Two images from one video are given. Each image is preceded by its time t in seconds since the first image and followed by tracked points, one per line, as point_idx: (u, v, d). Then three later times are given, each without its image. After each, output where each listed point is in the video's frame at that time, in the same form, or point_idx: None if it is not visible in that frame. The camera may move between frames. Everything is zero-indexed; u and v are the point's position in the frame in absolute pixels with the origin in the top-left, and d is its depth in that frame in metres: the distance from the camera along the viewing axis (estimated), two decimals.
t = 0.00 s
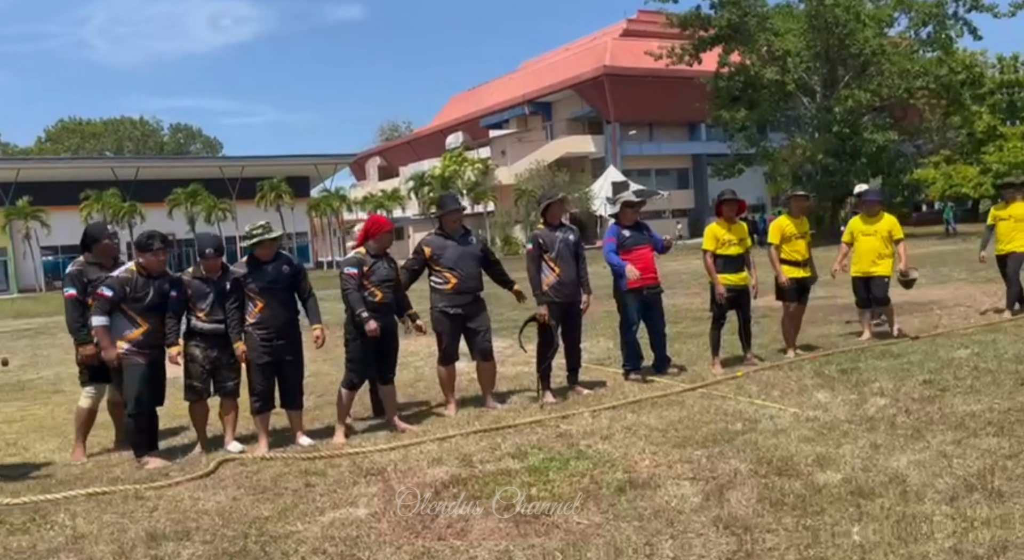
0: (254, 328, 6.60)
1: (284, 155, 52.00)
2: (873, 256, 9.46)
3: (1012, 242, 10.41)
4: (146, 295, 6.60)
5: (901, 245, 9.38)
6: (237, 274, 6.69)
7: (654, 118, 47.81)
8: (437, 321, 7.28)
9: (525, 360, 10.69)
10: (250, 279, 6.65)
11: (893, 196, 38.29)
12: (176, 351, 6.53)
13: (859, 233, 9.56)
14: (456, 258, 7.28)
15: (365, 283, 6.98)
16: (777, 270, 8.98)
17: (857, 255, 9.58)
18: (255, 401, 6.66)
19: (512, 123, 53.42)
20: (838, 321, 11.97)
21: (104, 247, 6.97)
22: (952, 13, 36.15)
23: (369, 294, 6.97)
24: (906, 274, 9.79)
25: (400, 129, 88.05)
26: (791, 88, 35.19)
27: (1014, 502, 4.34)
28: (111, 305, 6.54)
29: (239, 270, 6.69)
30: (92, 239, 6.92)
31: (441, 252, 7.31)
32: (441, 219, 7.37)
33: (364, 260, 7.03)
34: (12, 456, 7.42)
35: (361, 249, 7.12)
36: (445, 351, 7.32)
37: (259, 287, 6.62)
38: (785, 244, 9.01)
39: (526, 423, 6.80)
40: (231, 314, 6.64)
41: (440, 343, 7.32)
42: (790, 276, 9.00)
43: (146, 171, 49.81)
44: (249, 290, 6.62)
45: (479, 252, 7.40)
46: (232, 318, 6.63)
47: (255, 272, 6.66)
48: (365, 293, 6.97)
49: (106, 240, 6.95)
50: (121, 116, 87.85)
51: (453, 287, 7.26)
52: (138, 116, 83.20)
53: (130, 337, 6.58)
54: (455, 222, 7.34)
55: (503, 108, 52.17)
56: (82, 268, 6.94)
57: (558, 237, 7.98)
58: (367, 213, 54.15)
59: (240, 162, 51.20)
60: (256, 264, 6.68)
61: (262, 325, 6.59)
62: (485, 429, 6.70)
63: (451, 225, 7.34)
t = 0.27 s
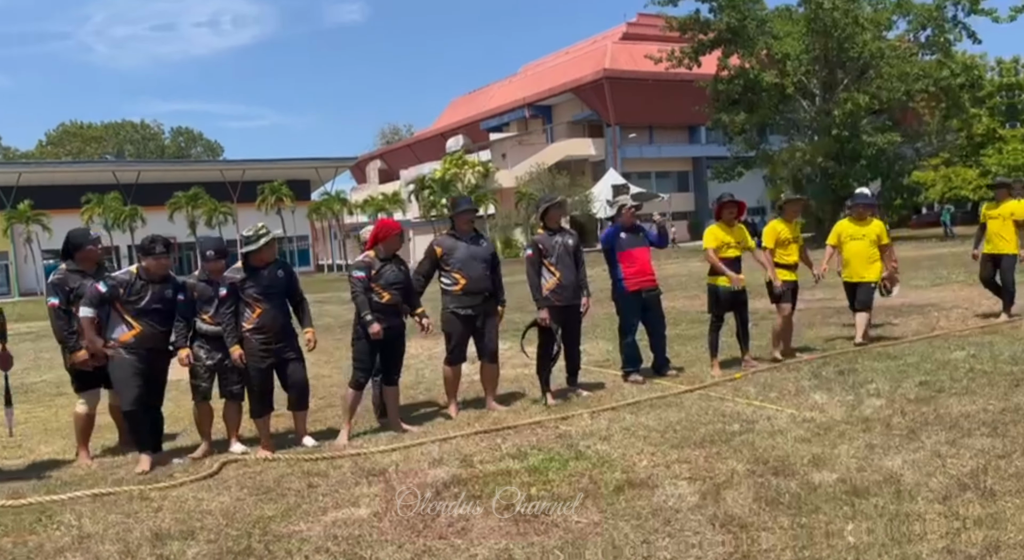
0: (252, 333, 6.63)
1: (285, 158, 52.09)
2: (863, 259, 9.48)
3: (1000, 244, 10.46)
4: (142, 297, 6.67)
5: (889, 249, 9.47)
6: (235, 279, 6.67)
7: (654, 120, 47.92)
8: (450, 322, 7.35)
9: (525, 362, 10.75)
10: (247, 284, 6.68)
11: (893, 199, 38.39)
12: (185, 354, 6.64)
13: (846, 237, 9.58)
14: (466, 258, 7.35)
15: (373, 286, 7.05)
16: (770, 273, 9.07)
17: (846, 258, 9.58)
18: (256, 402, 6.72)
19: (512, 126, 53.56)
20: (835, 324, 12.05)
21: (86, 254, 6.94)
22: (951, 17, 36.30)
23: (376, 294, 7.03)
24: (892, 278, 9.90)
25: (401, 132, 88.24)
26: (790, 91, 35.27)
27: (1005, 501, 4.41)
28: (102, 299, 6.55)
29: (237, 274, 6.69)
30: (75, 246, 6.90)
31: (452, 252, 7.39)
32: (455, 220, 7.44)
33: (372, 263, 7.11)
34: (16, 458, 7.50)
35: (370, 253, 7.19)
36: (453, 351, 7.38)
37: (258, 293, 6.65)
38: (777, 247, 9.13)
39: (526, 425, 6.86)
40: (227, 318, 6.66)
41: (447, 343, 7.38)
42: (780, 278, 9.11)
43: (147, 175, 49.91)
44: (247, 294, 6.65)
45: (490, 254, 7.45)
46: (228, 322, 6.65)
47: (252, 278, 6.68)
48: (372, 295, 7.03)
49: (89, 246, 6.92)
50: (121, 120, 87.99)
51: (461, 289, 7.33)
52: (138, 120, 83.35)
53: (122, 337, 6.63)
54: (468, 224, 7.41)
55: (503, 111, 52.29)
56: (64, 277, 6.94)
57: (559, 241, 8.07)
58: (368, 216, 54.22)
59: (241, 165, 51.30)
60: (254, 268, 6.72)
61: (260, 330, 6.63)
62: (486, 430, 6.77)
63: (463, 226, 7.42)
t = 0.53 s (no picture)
0: (260, 334, 6.68)
1: (285, 161, 52.22)
2: (855, 262, 9.58)
3: (989, 246, 10.58)
4: (144, 300, 6.79)
5: (879, 251, 9.58)
6: (241, 282, 6.74)
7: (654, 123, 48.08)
8: (464, 319, 7.44)
9: (528, 363, 10.85)
10: (255, 285, 6.76)
11: (892, 201, 38.52)
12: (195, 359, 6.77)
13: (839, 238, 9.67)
14: (480, 258, 7.45)
15: (380, 286, 7.17)
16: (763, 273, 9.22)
17: (838, 259, 9.68)
18: (263, 402, 6.75)
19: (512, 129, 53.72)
20: (835, 324, 12.15)
21: (78, 259, 6.99)
22: (949, 20, 36.47)
23: (386, 294, 7.14)
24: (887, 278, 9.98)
25: (401, 135, 88.44)
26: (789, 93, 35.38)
27: (1005, 495, 4.50)
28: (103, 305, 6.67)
29: (244, 276, 6.77)
30: (67, 251, 6.95)
31: (467, 253, 7.49)
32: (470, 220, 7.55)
33: (381, 264, 7.23)
34: (26, 458, 7.58)
35: (381, 253, 7.31)
36: (464, 348, 7.47)
37: (267, 294, 6.74)
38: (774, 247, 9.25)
39: (531, 424, 6.94)
40: (234, 320, 6.67)
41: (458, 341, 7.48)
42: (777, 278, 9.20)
43: (147, 178, 50.02)
44: (255, 296, 6.72)
45: (503, 255, 7.56)
46: (235, 324, 6.67)
47: (259, 279, 6.76)
48: (381, 295, 7.14)
49: (79, 252, 6.96)
50: (121, 123, 88.13)
51: (473, 288, 7.43)
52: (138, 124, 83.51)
53: (128, 340, 6.74)
54: (485, 223, 7.53)
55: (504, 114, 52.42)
56: (56, 280, 7.02)
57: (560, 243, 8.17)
58: (368, 219, 54.34)
59: (241, 168, 51.43)
60: (259, 270, 6.80)
61: (268, 331, 6.68)
62: (491, 429, 6.85)
63: (479, 226, 7.54)
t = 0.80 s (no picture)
0: (267, 336, 6.86)
1: (283, 164, 52.35)
2: (841, 265, 9.68)
3: (969, 254, 10.62)
4: (133, 308, 6.82)
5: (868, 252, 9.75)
6: (245, 285, 6.90)
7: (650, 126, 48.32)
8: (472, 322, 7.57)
9: (526, 365, 11.04)
10: (262, 287, 6.92)
11: (887, 203, 38.75)
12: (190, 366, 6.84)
13: (829, 242, 9.76)
14: (484, 260, 7.65)
15: (377, 287, 7.33)
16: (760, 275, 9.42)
17: (824, 261, 9.70)
18: (270, 402, 6.95)
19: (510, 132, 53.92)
20: (828, 326, 12.35)
21: (79, 268, 7.20)
22: (944, 24, 36.75)
23: (385, 297, 7.29)
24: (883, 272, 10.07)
25: (398, 138, 88.59)
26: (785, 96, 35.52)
27: (986, 490, 4.69)
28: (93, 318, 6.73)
29: (249, 279, 6.93)
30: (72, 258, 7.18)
31: (470, 255, 7.68)
32: (470, 224, 7.79)
33: (373, 266, 7.36)
34: (35, 459, 7.74)
35: (379, 255, 7.48)
36: (471, 351, 7.56)
37: (276, 295, 6.93)
38: (772, 247, 9.38)
39: (530, 423, 7.13)
40: (240, 322, 6.85)
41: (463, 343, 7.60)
42: (773, 280, 9.39)
43: (146, 181, 50.11)
44: (262, 297, 6.89)
45: (503, 257, 7.79)
46: (241, 326, 6.84)
47: (265, 281, 6.93)
48: (381, 297, 7.31)
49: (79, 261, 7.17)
50: (118, 126, 88.12)
51: (479, 289, 7.59)
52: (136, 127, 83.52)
53: (120, 349, 6.80)
54: (485, 228, 7.78)
55: (501, 117, 52.60)
56: (57, 284, 7.18)
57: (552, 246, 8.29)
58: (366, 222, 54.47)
59: (239, 171, 51.55)
60: (264, 272, 6.96)
61: (274, 333, 6.87)
62: (492, 429, 7.03)
63: (480, 230, 7.77)
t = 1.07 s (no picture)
0: (264, 334, 7.05)
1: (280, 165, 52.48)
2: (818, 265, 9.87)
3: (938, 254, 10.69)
4: (119, 313, 6.85)
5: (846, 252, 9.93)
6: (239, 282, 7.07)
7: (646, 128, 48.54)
8: (459, 323, 7.76)
9: (520, 364, 11.23)
10: (259, 284, 7.12)
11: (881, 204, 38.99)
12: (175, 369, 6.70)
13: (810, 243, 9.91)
14: (473, 261, 7.85)
15: (369, 285, 7.57)
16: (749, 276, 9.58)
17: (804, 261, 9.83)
18: (268, 398, 7.11)
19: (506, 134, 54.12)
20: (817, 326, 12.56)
21: (81, 267, 7.15)
22: (937, 26, 37.01)
23: (375, 297, 7.53)
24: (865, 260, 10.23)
25: (395, 139, 88.71)
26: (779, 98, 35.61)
27: (955, 481, 4.89)
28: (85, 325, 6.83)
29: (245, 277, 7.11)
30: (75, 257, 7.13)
31: (461, 256, 7.86)
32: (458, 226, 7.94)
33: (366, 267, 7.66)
34: (39, 455, 7.94)
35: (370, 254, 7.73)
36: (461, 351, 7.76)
37: (275, 289, 7.14)
38: (761, 248, 9.53)
39: (520, 420, 7.32)
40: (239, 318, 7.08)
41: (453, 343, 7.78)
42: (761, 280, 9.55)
43: (142, 183, 50.23)
44: (260, 294, 7.09)
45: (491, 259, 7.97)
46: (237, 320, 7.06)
47: (263, 276, 7.14)
48: (372, 297, 7.54)
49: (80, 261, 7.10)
50: (114, 128, 88.12)
51: (467, 288, 7.78)
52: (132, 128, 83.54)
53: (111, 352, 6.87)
54: (472, 229, 7.91)
55: (497, 118, 52.77)
56: (59, 282, 7.45)
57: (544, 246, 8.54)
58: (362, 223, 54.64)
59: (236, 173, 51.68)
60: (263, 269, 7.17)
61: (271, 330, 7.05)
62: (483, 425, 7.21)
63: (466, 232, 7.90)
